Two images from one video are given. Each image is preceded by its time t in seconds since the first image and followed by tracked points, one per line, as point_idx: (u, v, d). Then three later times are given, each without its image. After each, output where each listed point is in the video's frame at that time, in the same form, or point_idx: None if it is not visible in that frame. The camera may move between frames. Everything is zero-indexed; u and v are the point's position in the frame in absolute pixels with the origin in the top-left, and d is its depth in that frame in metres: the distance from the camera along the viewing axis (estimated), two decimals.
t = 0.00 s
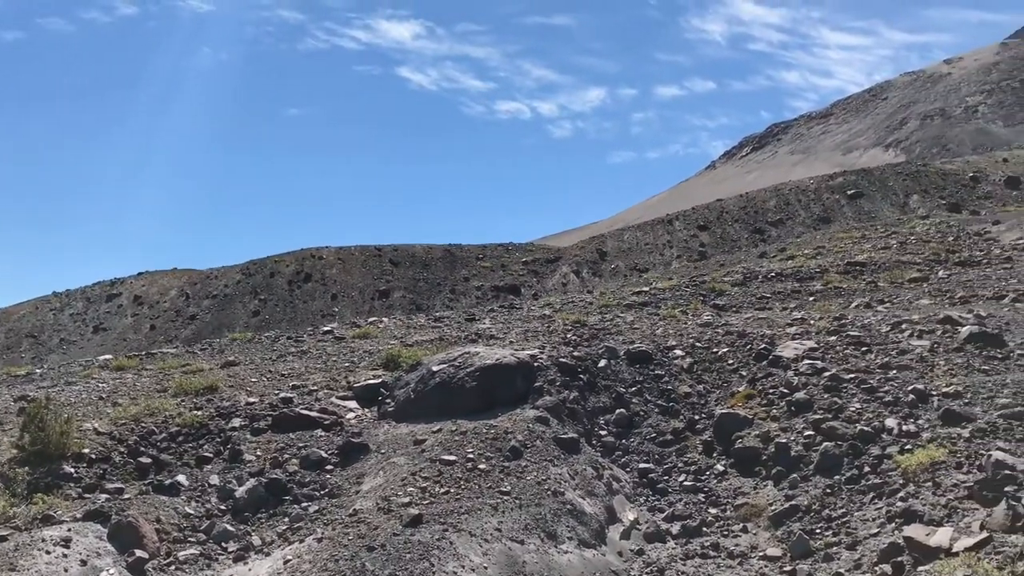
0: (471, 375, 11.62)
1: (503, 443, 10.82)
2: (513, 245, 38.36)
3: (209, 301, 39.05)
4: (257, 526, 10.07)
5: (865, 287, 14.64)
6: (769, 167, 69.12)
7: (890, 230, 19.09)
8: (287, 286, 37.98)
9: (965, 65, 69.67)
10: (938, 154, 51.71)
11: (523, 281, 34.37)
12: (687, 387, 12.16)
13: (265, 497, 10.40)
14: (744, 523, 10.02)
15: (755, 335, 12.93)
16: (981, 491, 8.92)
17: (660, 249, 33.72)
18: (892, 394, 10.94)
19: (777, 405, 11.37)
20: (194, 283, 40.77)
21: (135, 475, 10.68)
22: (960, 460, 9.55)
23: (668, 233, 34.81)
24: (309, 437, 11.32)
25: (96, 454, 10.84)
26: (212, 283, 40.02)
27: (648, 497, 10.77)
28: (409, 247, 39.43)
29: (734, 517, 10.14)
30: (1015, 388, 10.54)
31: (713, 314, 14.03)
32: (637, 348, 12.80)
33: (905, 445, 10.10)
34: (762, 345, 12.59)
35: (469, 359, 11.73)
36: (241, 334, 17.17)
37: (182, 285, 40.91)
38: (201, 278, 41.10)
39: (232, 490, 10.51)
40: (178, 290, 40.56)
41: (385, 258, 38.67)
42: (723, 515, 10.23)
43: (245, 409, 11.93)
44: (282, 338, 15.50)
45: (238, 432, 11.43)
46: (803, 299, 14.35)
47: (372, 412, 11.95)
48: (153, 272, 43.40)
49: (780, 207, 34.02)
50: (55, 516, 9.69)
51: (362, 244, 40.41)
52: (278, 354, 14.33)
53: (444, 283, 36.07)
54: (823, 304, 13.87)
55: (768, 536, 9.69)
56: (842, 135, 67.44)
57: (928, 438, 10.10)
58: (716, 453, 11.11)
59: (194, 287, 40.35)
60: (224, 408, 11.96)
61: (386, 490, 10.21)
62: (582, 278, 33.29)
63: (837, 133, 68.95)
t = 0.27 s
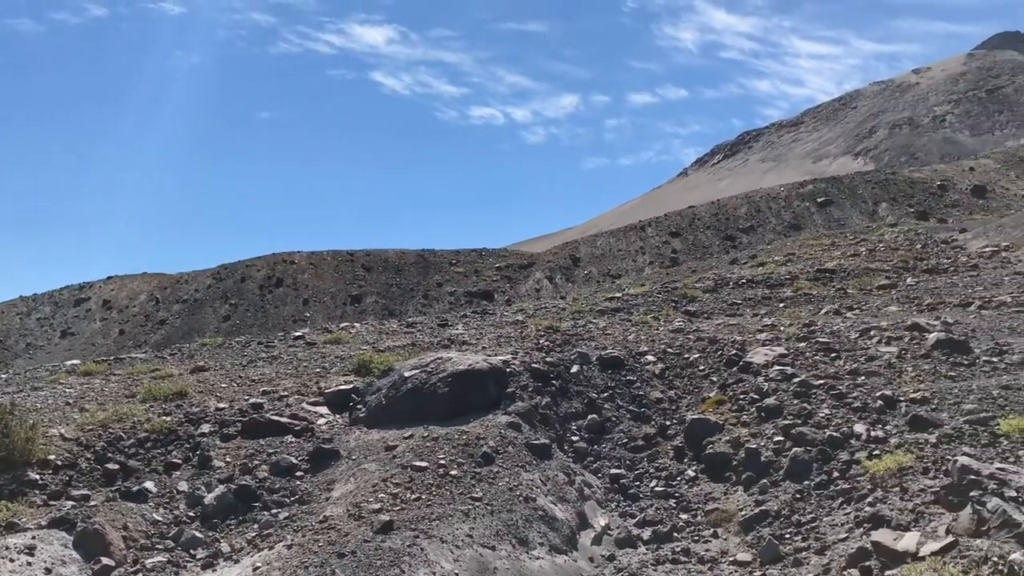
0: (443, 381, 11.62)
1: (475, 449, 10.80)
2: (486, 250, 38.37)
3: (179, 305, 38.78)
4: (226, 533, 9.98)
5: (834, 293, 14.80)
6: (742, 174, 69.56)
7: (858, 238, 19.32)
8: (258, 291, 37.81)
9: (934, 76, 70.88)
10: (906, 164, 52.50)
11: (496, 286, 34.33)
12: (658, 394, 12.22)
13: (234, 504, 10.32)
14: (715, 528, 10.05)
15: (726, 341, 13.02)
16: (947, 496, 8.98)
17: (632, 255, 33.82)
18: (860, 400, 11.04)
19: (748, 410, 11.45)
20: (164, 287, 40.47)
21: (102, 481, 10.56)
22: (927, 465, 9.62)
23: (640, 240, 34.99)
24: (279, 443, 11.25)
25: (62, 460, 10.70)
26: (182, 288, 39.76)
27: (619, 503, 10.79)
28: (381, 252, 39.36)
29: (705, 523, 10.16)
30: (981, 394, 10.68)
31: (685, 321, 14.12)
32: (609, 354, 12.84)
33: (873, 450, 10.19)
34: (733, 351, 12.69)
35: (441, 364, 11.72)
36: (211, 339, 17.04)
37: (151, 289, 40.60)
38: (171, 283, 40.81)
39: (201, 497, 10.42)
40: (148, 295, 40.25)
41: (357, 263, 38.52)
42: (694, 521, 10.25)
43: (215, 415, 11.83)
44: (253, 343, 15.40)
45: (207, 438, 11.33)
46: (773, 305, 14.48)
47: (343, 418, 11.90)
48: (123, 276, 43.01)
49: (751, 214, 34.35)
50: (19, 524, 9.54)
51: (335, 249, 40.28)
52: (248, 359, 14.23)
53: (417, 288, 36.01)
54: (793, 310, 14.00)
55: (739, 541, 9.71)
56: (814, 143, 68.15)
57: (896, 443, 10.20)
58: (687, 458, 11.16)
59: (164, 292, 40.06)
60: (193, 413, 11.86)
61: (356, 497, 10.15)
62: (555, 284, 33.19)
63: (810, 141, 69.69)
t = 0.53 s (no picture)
0: (415, 387, 11.60)
1: (446, 455, 10.77)
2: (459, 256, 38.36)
3: (149, 310, 38.48)
4: (195, 539, 9.89)
5: (804, 299, 14.95)
6: (716, 180, 70.02)
7: (828, 244, 19.52)
8: (229, 296, 37.61)
9: (904, 84, 71.87)
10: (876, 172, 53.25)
11: (470, 291, 34.29)
12: (630, 399, 12.28)
13: (203, 510, 10.23)
14: (686, 533, 10.07)
15: (697, 346, 13.11)
16: (914, 500, 9.06)
17: (605, 261, 33.98)
18: (830, 405, 11.14)
19: (719, 415, 11.52)
20: (134, 291, 40.15)
21: (68, 488, 10.42)
22: (894, 470, 9.69)
23: (613, 245, 35.17)
24: (249, 449, 11.17)
25: (28, 466, 10.55)
26: (152, 292, 39.46)
27: (591, 508, 10.81)
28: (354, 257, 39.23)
29: (676, 527, 10.18)
30: (948, 399, 10.81)
31: (657, 326, 14.20)
32: (581, 359, 12.88)
33: (842, 455, 10.27)
34: (704, 356, 12.77)
35: (413, 370, 11.71)
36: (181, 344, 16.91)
37: (121, 293, 40.27)
38: (141, 286, 40.49)
39: (169, 503, 10.31)
40: (117, 299, 39.91)
41: (330, 267, 38.36)
42: (665, 525, 10.27)
43: (184, 420, 11.73)
44: (223, 348, 15.30)
45: (177, 444, 11.23)
46: (744, 311, 14.60)
47: (314, 424, 11.85)
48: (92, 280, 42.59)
49: (723, 221, 34.65)
50: None
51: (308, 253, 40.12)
52: (219, 364, 14.13)
53: (389, 293, 35.92)
54: (764, 316, 14.12)
55: (709, 546, 9.74)
56: (787, 150, 68.79)
57: (864, 448, 10.29)
58: (658, 463, 11.20)
59: (134, 296, 39.74)
60: (163, 419, 11.75)
61: (327, 503, 10.09)
62: (528, 289, 33.19)
63: (782, 147, 70.33)
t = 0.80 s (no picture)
0: (386, 392, 11.58)
1: (418, 460, 10.74)
2: (431, 260, 38.32)
3: (117, 313, 38.09)
4: (164, 546, 9.79)
5: (774, 305, 15.09)
6: (689, 185, 70.37)
7: (798, 250, 19.70)
8: (199, 299, 37.29)
9: (875, 91, 72.77)
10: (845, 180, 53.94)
11: (442, 296, 34.20)
12: (602, 404, 12.33)
13: (172, 516, 10.13)
14: (656, 537, 10.10)
15: (668, 351, 13.18)
16: (882, 504, 9.14)
17: (578, 265, 34.12)
18: (799, 410, 11.24)
19: (689, 420, 11.58)
20: (102, 295, 39.75)
21: (33, 494, 10.27)
22: (862, 474, 9.78)
23: (586, 250, 35.32)
24: (218, 454, 11.08)
25: None
26: (120, 295, 39.09)
27: (563, 513, 10.82)
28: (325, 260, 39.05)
29: (647, 532, 10.21)
30: (915, 404, 10.94)
31: (629, 331, 14.27)
32: (553, 364, 12.90)
33: (811, 460, 10.36)
34: (675, 361, 12.84)
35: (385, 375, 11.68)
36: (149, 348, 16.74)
37: (89, 297, 39.85)
38: (110, 290, 40.09)
39: (137, 509, 10.20)
40: (85, 302, 39.50)
41: (301, 271, 38.13)
42: (636, 530, 10.29)
43: (153, 425, 11.61)
44: (193, 353, 15.17)
45: (145, 449, 11.11)
46: (715, 316, 14.70)
47: (284, 429, 11.78)
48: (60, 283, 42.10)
49: (694, 226, 34.91)
50: None
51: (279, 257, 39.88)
52: (188, 368, 14.01)
53: (361, 297, 35.74)
54: (734, 321, 14.22)
55: (680, 550, 9.77)
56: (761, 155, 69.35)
57: (833, 453, 10.38)
58: (630, 468, 11.24)
59: (102, 300, 39.35)
60: (130, 424, 11.62)
61: (297, 508, 10.03)
62: (501, 294, 33.29)
63: (754, 152, 70.99)
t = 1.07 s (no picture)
0: (356, 396, 11.54)
1: (387, 465, 10.70)
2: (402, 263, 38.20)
3: (83, 316, 37.62)
4: (129, 552, 9.68)
5: (743, 309, 15.21)
6: (660, 189, 70.80)
7: (767, 255, 19.87)
8: (166, 302, 36.90)
9: (845, 98, 73.62)
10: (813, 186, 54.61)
11: (412, 299, 34.07)
12: (572, 408, 12.36)
13: (138, 522, 10.02)
14: (626, 541, 10.12)
15: (639, 355, 13.24)
16: (848, 507, 9.23)
17: (550, 270, 34.29)
18: (767, 414, 11.33)
19: (659, 424, 11.63)
20: (68, 298, 39.28)
21: None
22: (830, 478, 9.87)
23: (557, 254, 35.43)
24: (186, 459, 10.98)
25: None
26: (86, 298, 38.64)
27: (533, 517, 10.82)
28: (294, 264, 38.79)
29: (616, 536, 10.23)
30: (881, 408, 11.06)
31: (600, 335, 14.32)
32: (524, 368, 12.91)
33: (779, 463, 10.44)
34: (645, 365, 12.90)
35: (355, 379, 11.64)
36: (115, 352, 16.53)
37: (54, 300, 39.36)
38: (76, 293, 39.60)
39: (101, 515, 10.07)
40: (51, 305, 39.00)
41: (270, 274, 37.87)
42: (605, 534, 10.31)
43: (118, 430, 11.47)
44: (160, 356, 15.02)
45: (110, 454, 10.98)
46: (685, 320, 14.79)
47: (253, 433, 11.71)
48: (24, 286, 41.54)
49: (665, 231, 35.14)
50: None
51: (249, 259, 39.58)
52: (155, 372, 13.87)
53: (331, 301, 35.58)
54: (704, 326, 14.32)
55: (649, 554, 9.80)
56: (732, 159, 69.85)
57: (800, 456, 10.47)
58: (600, 472, 11.28)
59: (68, 303, 38.86)
60: (95, 429, 11.47)
61: (266, 513, 9.95)
62: (472, 298, 33.31)
63: (725, 158, 71.57)
